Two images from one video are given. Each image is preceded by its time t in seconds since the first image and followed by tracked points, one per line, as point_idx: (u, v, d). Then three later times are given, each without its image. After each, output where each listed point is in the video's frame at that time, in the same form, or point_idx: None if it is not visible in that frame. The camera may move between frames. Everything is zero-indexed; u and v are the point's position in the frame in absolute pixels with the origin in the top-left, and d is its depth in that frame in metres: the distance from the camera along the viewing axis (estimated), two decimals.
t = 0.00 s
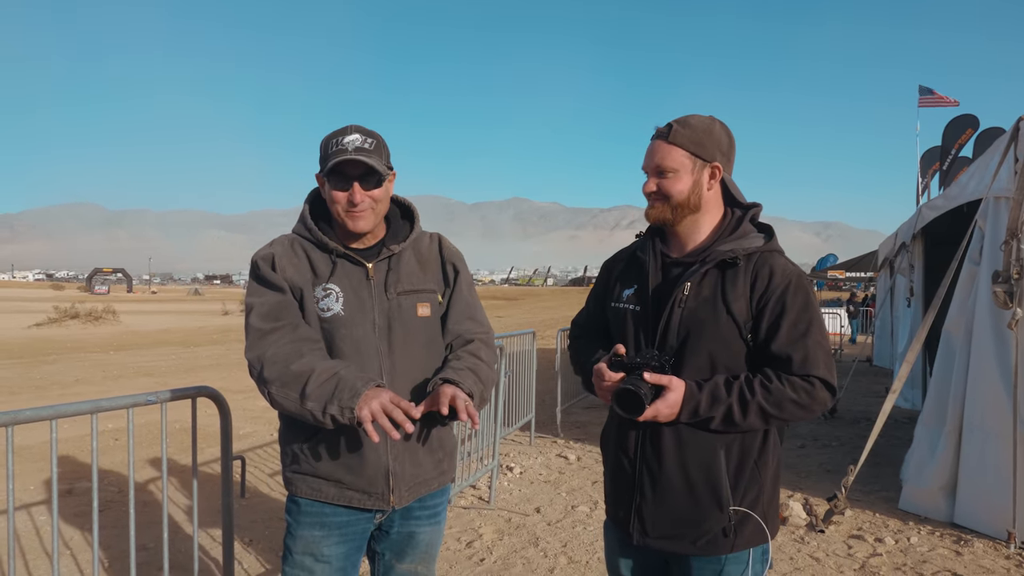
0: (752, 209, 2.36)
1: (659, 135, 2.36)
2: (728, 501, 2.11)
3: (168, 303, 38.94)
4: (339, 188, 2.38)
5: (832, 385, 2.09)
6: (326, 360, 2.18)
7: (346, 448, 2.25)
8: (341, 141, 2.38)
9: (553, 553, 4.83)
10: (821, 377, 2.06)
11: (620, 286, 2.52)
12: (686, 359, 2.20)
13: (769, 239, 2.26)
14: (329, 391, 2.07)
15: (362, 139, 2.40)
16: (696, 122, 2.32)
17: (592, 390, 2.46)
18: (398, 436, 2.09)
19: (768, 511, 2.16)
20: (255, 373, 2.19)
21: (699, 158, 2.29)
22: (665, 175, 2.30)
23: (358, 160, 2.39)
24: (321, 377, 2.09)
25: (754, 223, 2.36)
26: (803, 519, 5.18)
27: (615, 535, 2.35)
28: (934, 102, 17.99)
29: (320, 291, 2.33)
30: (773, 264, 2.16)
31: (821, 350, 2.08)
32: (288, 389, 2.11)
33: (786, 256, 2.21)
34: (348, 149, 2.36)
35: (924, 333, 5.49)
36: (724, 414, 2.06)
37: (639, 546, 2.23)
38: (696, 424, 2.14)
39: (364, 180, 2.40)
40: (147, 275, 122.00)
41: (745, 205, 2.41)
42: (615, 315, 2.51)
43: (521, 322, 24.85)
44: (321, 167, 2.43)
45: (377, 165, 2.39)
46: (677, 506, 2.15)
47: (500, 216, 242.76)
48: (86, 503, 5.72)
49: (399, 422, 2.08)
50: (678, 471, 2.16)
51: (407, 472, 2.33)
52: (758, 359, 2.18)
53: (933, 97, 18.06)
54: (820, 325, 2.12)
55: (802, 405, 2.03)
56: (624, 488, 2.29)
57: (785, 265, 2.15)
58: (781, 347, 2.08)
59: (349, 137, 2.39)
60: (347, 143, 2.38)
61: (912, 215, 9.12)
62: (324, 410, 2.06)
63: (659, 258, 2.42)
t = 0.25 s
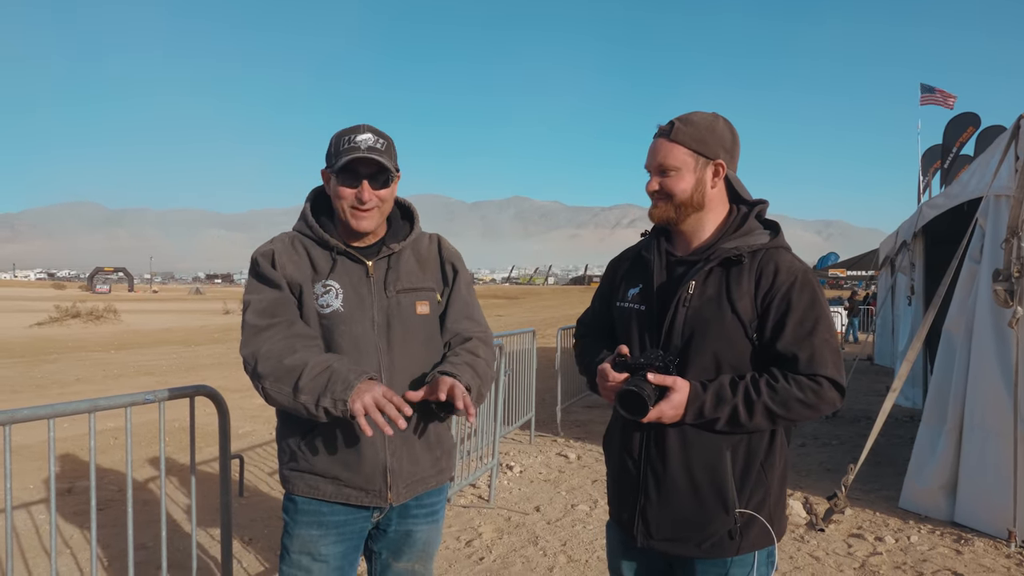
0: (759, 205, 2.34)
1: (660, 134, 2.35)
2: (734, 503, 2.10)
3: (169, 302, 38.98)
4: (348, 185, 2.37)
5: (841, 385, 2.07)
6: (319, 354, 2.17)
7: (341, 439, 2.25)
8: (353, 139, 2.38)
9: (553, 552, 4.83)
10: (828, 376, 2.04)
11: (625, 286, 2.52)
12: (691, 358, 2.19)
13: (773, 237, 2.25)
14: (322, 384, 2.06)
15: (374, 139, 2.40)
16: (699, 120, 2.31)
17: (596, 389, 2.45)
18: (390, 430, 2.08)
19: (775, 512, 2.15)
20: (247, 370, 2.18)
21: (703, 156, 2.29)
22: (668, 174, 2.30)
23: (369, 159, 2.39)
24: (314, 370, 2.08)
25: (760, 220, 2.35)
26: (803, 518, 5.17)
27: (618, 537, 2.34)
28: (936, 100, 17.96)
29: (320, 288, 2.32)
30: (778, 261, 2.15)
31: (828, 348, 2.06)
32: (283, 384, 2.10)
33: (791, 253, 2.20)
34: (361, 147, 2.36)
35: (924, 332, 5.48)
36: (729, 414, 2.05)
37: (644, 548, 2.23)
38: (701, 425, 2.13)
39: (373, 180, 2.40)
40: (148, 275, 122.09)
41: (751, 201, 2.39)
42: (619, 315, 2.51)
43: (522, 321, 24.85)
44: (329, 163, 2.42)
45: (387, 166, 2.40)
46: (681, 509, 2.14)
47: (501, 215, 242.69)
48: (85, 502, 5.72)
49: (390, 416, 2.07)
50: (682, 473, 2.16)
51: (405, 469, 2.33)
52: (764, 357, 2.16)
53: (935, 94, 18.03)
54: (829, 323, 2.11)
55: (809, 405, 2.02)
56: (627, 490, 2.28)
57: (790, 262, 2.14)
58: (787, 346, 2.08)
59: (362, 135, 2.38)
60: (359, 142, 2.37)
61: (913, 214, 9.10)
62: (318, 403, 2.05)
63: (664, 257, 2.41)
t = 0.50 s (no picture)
0: (764, 204, 2.34)
1: (664, 132, 2.36)
2: (737, 505, 2.11)
3: (170, 302, 39.01)
4: (362, 180, 2.39)
5: (845, 387, 2.08)
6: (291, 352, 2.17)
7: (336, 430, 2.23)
8: (373, 138, 2.41)
9: (553, 551, 4.83)
10: (832, 378, 2.06)
11: (629, 285, 2.52)
12: (695, 357, 2.20)
13: (779, 236, 2.25)
14: (288, 384, 2.06)
15: (392, 140, 2.44)
16: (704, 118, 2.32)
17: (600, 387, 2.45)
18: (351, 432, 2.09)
19: (778, 513, 2.16)
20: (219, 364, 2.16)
21: (711, 154, 2.29)
22: (672, 173, 2.30)
23: (386, 159, 2.42)
24: (281, 370, 2.08)
25: (766, 219, 2.34)
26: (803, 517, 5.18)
27: (620, 538, 2.35)
28: (937, 97, 17.94)
29: (323, 282, 2.30)
30: (783, 262, 2.15)
31: (832, 351, 2.07)
32: (250, 381, 2.09)
33: (798, 253, 2.20)
34: (381, 146, 2.40)
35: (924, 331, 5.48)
36: (733, 415, 2.06)
37: (646, 549, 2.23)
38: (705, 427, 2.13)
39: (387, 179, 2.42)
40: (148, 274, 122.14)
41: (757, 200, 2.39)
42: (623, 314, 2.51)
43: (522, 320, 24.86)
44: (344, 157, 2.43)
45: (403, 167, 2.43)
46: (684, 510, 2.15)
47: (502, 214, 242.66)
48: (85, 502, 5.73)
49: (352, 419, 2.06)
50: (685, 474, 2.16)
51: (405, 465, 2.34)
52: (769, 357, 2.17)
53: (936, 92, 18.01)
54: (833, 323, 2.11)
55: (813, 407, 2.02)
56: (630, 491, 2.28)
57: (795, 262, 2.15)
58: (792, 347, 2.08)
59: (381, 135, 2.42)
60: (378, 141, 2.41)
61: (914, 212, 9.10)
62: (282, 402, 2.06)
63: (668, 256, 2.42)
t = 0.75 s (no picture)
0: (768, 204, 2.34)
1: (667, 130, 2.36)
2: (741, 506, 2.11)
3: (171, 301, 39.05)
4: (362, 178, 2.39)
5: (850, 388, 2.08)
6: (297, 343, 2.15)
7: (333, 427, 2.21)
8: (373, 135, 2.42)
9: (554, 550, 4.84)
10: (837, 379, 2.06)
11: (632, 284, 2.52)
12: (699, 357, 2.20)
13: (784, 235, 2.24)
14: (303, 370, 2.05)
15: (391, 139, 2.45)
16: (707, 115, 2.33)
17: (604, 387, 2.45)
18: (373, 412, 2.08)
19: (782, 515, 2.16)
20: (220, 359, 2.11)
21: (712, 150, 2.29)
22: (675, 169, 2.30)
23: (385, 156, 2.43)
24: (292, 359, 2.06)
25: (770, 218, 2.34)
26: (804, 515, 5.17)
27: (623, 539, 2.35)
28: (938, 96, 17.93)
29: (324, 277, 2.28)
30: (788, 262, 2.15)
31: (838, 351, 2.07)
32: (259, 371, 2.06)
33: (802, 254, 2.20)
34: (381, 144, 2.41)
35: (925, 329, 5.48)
36: (738, 416, 2.06)
37: (649, 549, 2.23)
38: (710, 427, 2.13)
39: (386, 177, 2.43)
40: (149, 273, 122.24)
41: (761, 199, 2.39)
42: (626, 313, 2.51)
43: (523, 319, 24.87)
44: (343, 154, 2.42)
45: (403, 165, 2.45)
46: (688, 510, 2.15)
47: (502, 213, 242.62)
48: (86, 501, 5.74)
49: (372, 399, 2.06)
50: (689, 474, 2.16)
51: (409, 463, 2.36)
52: (774, 357, 2.17)
53: (937, 91, 18.00)
54: (837, 323, 2.11)
55: (818, 409, 2.03)
56: (633, 491, 2.28)
57: (800, 263, 2.15)
58: (797, 348, 2.08)
59: (381, 133, 2.43)
60: (378, 138, 2.42)
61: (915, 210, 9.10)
62: (296, 390, 2.04)
63: (672, 256, 2.41)
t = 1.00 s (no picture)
0: (772, 202, 2.34)
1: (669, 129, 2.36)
2: (744, 505, 2.11)
3: (172, 300, 39.09)
4: (353, 169, 2.38)
5: (855, 386, 2.09)
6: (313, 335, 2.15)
7: (342, 418, 2.22)
8: (364, 126, 2.42)
9: (555, 548, 4.84)
10: (842, 377, 2.06)
11: (635, 283, 2.52)
12: (703, 355, 2.20)
13: (787, 234, 2.23)
14: (332, 360, 2.07)
15: (382, 129, 2.45)
16: (707, 113, 2.33)
17: (608, 388, 2.46)
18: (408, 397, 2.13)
19: (785, 514, 2.16)
20: (228, 351, 2.06)
21: (716, 149, 2.29)
22: (678, 168, 2.31)
23: (376, 147, 2.43)
24: (318, 348, 2.07)
25: (773, 216, 2.34)
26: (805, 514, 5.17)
27: (626, 539, 2.35)
28: (940, 95, 17.90)
29: (322, 274, 2.25)
30: (792, 260, 2.15)
31: (842, 349, 2.08)
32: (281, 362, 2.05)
33: (805, 252, 2.20)
34: (372, 134, 2.41)
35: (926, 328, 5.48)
36: (742, 415, 2.06)
37: (652, 549, 2.24)
38: (714, 426, 2.14)
39: (378, 168, 2.41)
40: (150, 272, 122.33)
41: (763, 198, 2.39)
42: (628, 312, 2.52)
43: (524, 318, 24.89)
44: (333, 146, 2.42)
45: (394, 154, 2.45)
46: (692, 510, 2.15)
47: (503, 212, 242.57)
48: (88, 499, 5.75)
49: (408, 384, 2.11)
50: (693, 473, 2.16)
51: (404, 465, 2.38)
52: (777, 356, 2.17)
53: (939, 89, 17.96)
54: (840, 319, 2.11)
55: (823, 407, 2.04)
56: (636, 491, 2.29)
57: (804, 261, 2.15)
58: (802, 346, 2.08)
59: (372, 125, 2.43)
60: (369, 129, 2.42)
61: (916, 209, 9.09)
62: (327, 378, 2.05)
63: (674, 255, 2.42)
